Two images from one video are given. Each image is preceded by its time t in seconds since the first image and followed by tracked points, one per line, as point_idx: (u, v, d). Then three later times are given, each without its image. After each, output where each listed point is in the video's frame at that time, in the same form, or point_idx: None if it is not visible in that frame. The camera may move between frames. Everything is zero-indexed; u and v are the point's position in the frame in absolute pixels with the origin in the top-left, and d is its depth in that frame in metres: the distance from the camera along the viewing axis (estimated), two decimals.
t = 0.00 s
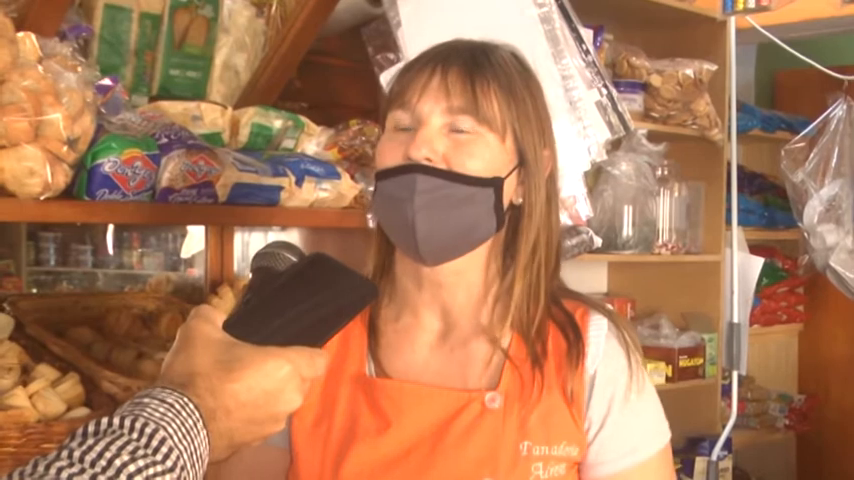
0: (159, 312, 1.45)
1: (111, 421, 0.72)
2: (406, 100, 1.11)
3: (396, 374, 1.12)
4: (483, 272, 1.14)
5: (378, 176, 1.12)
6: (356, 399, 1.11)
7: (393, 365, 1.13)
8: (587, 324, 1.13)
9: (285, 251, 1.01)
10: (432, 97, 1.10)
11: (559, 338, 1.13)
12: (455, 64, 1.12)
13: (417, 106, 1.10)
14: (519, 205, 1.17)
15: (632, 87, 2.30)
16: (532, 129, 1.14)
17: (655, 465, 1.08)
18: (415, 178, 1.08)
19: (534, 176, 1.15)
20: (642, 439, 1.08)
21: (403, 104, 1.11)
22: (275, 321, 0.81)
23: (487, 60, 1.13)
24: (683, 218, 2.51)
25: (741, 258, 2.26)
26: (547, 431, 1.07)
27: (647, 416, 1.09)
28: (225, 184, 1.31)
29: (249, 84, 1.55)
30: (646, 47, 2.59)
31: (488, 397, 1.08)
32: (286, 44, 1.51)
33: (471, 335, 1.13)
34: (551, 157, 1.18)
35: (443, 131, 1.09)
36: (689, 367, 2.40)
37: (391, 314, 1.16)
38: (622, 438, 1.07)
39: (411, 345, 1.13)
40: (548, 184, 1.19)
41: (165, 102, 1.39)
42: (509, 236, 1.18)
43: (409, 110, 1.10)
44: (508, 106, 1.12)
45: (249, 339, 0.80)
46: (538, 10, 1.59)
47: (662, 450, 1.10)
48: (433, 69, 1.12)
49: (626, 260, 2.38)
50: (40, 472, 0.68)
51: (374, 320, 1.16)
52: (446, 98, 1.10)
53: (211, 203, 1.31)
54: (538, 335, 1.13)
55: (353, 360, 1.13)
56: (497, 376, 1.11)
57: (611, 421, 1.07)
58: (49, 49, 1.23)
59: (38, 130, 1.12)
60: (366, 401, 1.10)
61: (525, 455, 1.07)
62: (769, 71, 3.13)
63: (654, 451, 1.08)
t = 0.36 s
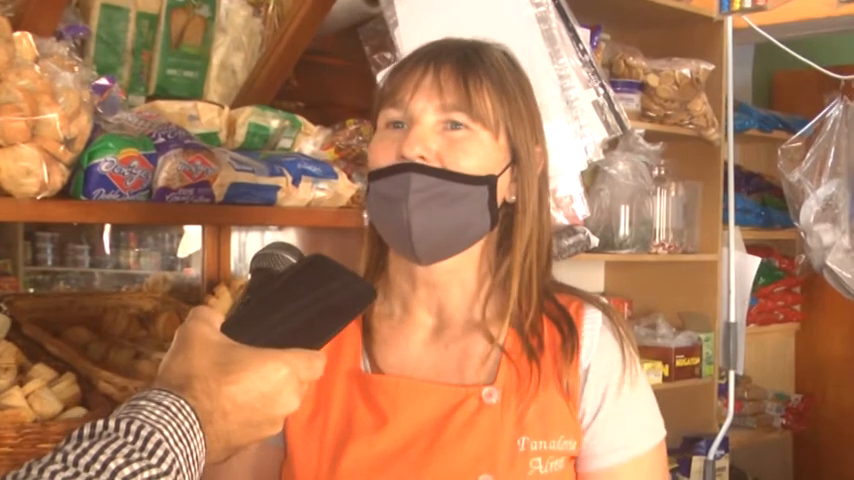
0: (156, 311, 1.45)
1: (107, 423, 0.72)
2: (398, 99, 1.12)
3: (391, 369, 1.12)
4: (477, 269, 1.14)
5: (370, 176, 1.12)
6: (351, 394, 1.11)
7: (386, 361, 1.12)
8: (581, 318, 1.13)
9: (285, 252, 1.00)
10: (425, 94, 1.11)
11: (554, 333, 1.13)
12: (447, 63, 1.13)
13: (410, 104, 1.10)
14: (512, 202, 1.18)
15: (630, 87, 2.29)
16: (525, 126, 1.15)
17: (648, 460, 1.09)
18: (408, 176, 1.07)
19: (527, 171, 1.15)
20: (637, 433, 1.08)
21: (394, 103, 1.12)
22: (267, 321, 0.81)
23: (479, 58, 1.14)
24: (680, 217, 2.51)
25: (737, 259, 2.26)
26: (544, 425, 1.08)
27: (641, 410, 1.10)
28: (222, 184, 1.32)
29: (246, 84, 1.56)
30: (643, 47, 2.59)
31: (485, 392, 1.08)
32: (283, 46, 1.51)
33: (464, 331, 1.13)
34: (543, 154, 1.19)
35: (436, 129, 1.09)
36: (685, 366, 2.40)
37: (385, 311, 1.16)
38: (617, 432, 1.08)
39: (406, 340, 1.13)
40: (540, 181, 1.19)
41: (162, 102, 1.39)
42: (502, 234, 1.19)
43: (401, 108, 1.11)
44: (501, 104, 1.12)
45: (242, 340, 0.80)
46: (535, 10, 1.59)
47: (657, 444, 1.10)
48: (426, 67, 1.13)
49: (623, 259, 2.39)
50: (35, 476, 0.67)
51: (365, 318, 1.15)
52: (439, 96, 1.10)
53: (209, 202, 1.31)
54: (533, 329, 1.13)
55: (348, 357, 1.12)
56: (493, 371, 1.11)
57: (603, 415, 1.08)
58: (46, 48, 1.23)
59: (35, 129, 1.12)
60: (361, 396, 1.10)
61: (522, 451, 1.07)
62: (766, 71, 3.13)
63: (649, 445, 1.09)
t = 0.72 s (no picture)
0: (150, 313, 1.45)
1: (100, 424, 0.72)
2: (384, 100, 1.12)
3: (380, 370, 1.12)
4: (466, 269, 1.15)
5: (358, 178, 1.12)
6: (341, 395, 1.11)
7: (375, 362, 1.13)
8: (571, 318, 1.13)
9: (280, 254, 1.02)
10: (411, 95, 1.11)
11: (543, 334, 1.14)
12: (433, 63, 1.13)
13: (397, 104, 1.11)
14: (498, 203, 1.18)
15: (621, 88, 2.30)
16: (511, 125, 1.15)
17: (640, 459, 1.09)
18: (397, 177, 1.07)
19: (513, 170, 1.15)
20: (627, 433, 1.08)
21: (381, 105, 1.13)
22: (264, 331, 0.81)
23: (465, 58, 1.14)
24: (673, 218, 2.52)
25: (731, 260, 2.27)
26: (533, 425, 1.08)
27: (633, 410, 1.10)
28: (215, 187, 1.32)
29: (239, 85, 1.56)
30: (635, 48, 2.60)
31: (475, 392, 1.08)
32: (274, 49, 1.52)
33: (454, 331, 1.14)
34: (527, 154, 1.19)
35: (424, 129, 1.10)
36: (679, 367, 2.41)
37: (375, 311, 1.16)
38: (607, 432, 1.08)
39: (395, 341, 1.13)
40: (526, 180, 1.19)
41: (153, 105, 1.39)
42: (489, 237, 1.19)
43: (388, 108, 1.12)
44: (487, 104, 1.13)
45: (237, 342, 0.81)
46: (525, 11, 1.60)
47: (647, 445, 1.10)
48: (412, 68, 1.14)
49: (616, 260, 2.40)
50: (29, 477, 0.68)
51: (356, 319, 1.16)
52: (425, 96, 1.11)
53: (201, 205, 1.32)
54: (522, 330, 1.14)
55: (337, 359, 1.13)
56: (483, 372, 1.11)
57: (595, 416, 1.08)
58: (38, 52, 1.23)
59: (27, 133, 1.13)
60: (352, 398, 1.10)
61: (511, 452, 1.07)
62: (758, 72, 3.14)
63: (640, 445, 1.09)
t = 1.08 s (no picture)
0: (154, 317, 1.45)
1: (104, 427, 0.72)
2: (384, 104, 1.12)
3: (386, 373, 1.12)
4: (467, 271, 1.14)
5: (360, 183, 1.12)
6: (347, 399, 1.11)
7: (381, 364, 1.13)
8: (576, 322, 1.13)
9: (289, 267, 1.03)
10: (410, 99, 1.12)
11: (548, 337, 1.14)
12: (431, 66, 1.14)
13: (395, 108, 1.11)
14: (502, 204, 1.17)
15: (625, 91, 2.30)
16: (511, 128, 1.15)
17: (644, 462, 1.09)
18: (396, 181, 1.07)
19: (514, 171, 1.14)
20: (632, 436, 1.08)
21: (381, 110, 1.12)
22: (269, 336, 0.80)
23: (462, 61, 1.15)
24: (676, 221, 2.52)
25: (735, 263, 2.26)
26: (539, 428, 1.08)
27: (638, 413, 1.10)
28: (218, 191, 1.32)
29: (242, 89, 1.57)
30: (640, 51, 2.60)
31: (481, 395, 1.08)
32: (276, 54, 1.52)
33: (461, 333, 1.14)
34: (531, 155, 1.19)
35: (422, 133, 1.10)
36: (683, 369, 2.41)
37: (380, 315, 1.16)
38: (613, 434, 1.08)
39: (402, 344, 1.13)
40: (528, 182, 1.19)
41: (157, 109, 1.39)
42: (492, 240, 1.17)
43: (387, 112, 1.12)
44: (486, 106, 1.13)
45: (243, 343, 0.80)
46: (529, 15, 1.60)
47: (653, 448, 1.10)
48: (410, 72, 1.14)
49: (620, 263, 2.40)
50: None
51: (361, 321, 1.16)
52: (423, 100, 1.11)
53: (204, 210, 1.32)
54: (528, 333, 1.14)
55: (343, 362, 1.13)
56: (488, 375, 1.11)
57: (600, 418, 1.09)
58: (42, 57, 1.23)
59: (31, 138, 1.13)
60: (358, 401, 1.10)
61: (517, 454, 1.07)
62: (763, 74, 3.14)
63: (645, 448, 1.09)
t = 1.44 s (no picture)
0: (152, 319, 1.45)
1: (108, 428, 0.73)
2: (375, 102, 1.13)
3: (381, 376, 1.13)
4: (454, 268, 1.13)
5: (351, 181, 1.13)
6: (341, 402, 1.12)
7: (377, 368, 1.13)
8: (570, 324, 1.13)
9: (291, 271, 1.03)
10: (399, 98, 1.12)
11: (542, 339, 1.13)
12: (422, 66, 1.13)
13: (386, 107, 1.11)
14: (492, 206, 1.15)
15: (622, 93, 2.30)
16: (503, 128, 1.14)
17: (640, 464, 1.08)
18: (379, 179, 1.07)
19: (503, 176, 1.13)
20: (626, 438, 1.08)
21: (374, 108, 1.13)
22: (272, 327, 0.81)
23: (453, 62, 1.14)
24: (674, 224, 2.52)
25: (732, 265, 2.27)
26: (531, 431, 1.08)
27: (633, 415, 1.09)
28: (216, 192, 1.32)
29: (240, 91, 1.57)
30: (637, 54, 2.61)
31: (473, 398, 1.08)
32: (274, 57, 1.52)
33: (452, 338, 1.13)
34: (525, 158, 1.18)
35: (410, 131, 1.10)
36: (680, 372, 2.41)
37: (377, 318, 1.16)
38: (607, 437, 1.08)
39: (395, 349, 1.14)
40: (522, 186, 1.18)
41: (155, 110, 1.40)
42: (480, 240, 1.16)
43: (379, 110, 1.12)
44: (477, 106, 1.12)
45: (246, 342, 0.80)
46: (526, 18, 1.59)
47: (649, 450, 1.09)
48: (400, 72, 1.14)
49: (617, 265, 2.40)
50: None
51: (357, 324, 1.16)
52: (412, 98, 1.11)
53: (202, 211, 1.32)
54: (520, 334, 1.14)
55: (339, 365, 1.14)
56: (480, 378, 1.11)
57: (593, 421, 1.08)
58: (40, 59, 1.23)
59: (29, 139, 1.13)
60: (351, 405, 1.11)
61: (509, 457, 1.07)
62: (760, 77, 3.14)
63: (640, 450, 1.08)
